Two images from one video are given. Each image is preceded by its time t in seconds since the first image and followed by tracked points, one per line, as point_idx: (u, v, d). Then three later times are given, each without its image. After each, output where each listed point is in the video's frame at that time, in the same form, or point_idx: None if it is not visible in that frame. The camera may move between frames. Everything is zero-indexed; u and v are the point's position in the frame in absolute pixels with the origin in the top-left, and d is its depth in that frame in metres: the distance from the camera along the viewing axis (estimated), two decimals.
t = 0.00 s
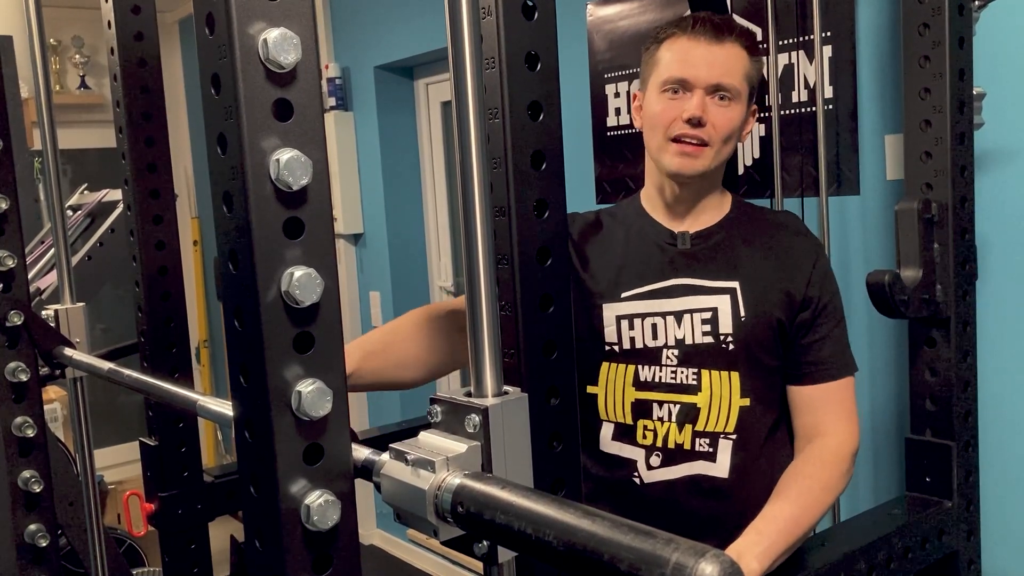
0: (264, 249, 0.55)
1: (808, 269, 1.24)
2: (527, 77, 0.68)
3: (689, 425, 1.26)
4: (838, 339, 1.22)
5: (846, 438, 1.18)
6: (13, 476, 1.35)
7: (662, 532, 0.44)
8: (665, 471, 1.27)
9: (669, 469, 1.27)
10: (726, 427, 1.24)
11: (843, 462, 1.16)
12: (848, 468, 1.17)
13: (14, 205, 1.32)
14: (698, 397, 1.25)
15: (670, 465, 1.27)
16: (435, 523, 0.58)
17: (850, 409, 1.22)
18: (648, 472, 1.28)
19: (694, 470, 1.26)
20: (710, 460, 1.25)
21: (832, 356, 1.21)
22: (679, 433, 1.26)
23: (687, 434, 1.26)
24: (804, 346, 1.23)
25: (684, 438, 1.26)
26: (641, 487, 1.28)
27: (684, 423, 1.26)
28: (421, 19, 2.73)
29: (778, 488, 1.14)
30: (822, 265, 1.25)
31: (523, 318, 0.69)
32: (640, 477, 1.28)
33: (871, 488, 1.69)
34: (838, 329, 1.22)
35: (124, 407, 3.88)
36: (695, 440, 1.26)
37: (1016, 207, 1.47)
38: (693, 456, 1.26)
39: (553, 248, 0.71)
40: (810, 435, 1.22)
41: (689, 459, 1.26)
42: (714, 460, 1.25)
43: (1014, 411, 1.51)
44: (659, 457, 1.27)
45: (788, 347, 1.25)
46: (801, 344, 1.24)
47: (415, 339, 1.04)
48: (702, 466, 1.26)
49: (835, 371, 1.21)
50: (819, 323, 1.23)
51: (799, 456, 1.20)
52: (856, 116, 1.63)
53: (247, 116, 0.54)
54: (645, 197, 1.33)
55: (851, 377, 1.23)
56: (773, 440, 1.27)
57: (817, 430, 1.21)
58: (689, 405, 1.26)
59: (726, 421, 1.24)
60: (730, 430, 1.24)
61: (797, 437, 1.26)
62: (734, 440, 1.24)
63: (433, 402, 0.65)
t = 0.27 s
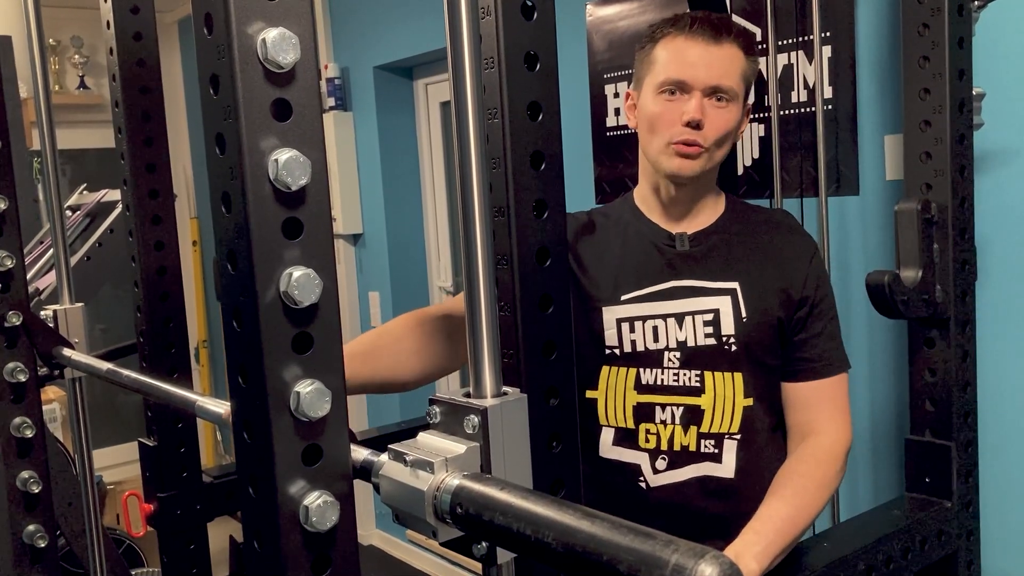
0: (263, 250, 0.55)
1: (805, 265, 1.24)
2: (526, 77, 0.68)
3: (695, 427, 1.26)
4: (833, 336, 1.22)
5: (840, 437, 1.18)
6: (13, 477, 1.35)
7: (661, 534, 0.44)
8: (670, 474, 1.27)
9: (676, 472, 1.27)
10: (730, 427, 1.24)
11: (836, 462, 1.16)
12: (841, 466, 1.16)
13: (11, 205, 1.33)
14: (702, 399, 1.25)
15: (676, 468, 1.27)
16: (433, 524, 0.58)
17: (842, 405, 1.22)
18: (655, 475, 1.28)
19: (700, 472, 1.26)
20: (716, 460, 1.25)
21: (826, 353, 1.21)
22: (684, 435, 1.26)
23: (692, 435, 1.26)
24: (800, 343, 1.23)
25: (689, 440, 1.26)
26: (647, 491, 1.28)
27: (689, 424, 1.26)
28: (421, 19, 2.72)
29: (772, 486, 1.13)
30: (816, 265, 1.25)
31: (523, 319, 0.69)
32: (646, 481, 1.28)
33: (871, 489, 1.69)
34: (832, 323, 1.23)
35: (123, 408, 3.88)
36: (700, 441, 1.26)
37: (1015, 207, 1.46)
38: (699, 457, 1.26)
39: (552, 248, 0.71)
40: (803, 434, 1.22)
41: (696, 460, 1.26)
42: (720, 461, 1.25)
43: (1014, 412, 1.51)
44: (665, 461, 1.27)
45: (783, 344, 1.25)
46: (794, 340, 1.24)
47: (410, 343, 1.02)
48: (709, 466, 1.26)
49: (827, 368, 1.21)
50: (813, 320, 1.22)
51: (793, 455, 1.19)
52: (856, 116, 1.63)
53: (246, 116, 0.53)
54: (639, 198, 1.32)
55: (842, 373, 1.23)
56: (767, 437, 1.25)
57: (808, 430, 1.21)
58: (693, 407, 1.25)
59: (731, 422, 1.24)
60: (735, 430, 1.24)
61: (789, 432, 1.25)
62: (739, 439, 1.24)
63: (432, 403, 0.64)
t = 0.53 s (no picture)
0: (261, 248, 0.55)
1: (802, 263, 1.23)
2: (526, 76, 0.68)
3: (691, 425, 1.26)
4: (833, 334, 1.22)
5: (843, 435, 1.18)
6: (11, 477, 1.34)
7: (660, 533, 0.44)
8: (666, 474, 1.27)
9: (672, 471, 1.27)
10: (727, 427, 1.24)
11: (841, 459, 1.16)
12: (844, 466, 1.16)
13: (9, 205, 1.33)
14: (699, 397, 1.25)
15: (673, 468, 1.27)
16: (432, 524, 0.58)
17: (844, 404, 1.22)
18: (652, 475, 1.27)
19: (698, 470, 1.26)
20: (712, 459, 1.25)
21: (828, 349, 1.21)
22: (681, 433, 1.26)
23: (689, 434, 1.26)
24: (799, 342, 1.23)
25: (686, 438, 1.26)
26: (643, 490, 1.28)
27: (686, 423, 1.26)
28: (420, 19, 2.72)
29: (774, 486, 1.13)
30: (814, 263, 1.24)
31: (521, 318, 0.69)
32: (644, 480, 1.28)
33: (870, 489, 1.69)
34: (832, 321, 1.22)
35: (122, 408, 3.87)
36: (697, 440, 1.26)
37: (1015, 207, 1.46)
38: (696, 456, 1.26)
39: (552, 248, 0.71)
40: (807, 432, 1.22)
41: (693, 460, 1.26)
42: (718, 460, 1.25)
43: (1013, 412, 1.51)
44: (663, 460, 1.27)
45: (783, 342, 1.25)
46: (795, 338, 1.24)
47: (410, 355, 1.02)
48: (705, 465, 1.26)
49: (829, 366, 1.21)
50: (812, 317, 1.22)
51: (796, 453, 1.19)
52: (855, 116, 1.63)
53: (244, 115, 0.53)
54: (636, 198, 1.32)
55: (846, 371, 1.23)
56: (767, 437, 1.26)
57: (813, 428, 1.21)
58: (690, 405, 1.25)
59: (728, 420, 1.24)
60: (732, 429, 1.24)
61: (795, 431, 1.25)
62: (736, 439, 1.24)
63: (430, 402, 0.64)
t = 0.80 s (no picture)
0: (260, 248, 0.55)
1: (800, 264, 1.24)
2: (524, 77, 0.68)
3: (689, 424, 1.26)
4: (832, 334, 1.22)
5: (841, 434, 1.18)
6: (10, 477, 1.35)
7: (658, 533, 0.44)
8: (664, 473, 1.27)
9: (671, 470, 1.27)
10: (725, 426, 1.24)
11: (839, 458, 1.16)
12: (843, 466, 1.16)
13: (9, 205, 1.34)
14: (697, 397, 1.25)
15: (672, 466, 1.27)
16: (431, 524, 0.58)
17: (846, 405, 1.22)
18: (649, 473, 1.28)
19: (696, 469, 1.26)
20: (711, 459, 1.25)
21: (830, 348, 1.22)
22: (679, 433, 1.26)
23: (688, 434, 1.26)
24: (798, 341, 1.23)
25: (685, 438, 1.26)
26: (641, 488, 1.28)
27: (684, 423, 1.26)
28: (419, 19, 2.72)
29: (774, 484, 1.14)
30: (813, 263, 1.24)
31: (520, 318, 0.69)
32: (641, 478, 1.28)
33: (868, 489, 1.70)
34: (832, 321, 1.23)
35: (121, 408, 3.87)
36: (695, 439, 1.26)
37: (1014, 207, 1.47)
38: (695, 455, 1.26)
39: (550, 248, 0.71)
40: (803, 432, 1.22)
41: (691, 459, 1.26)
42: (716, 458, 1.25)
43: (1011, 411, 1.51)
44: (660, 459, 1.27)
45: (781, 342, 1.25)
46: (794, 338, 1.24)
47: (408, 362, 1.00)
48: (705, 464, 1.26)
49: (829, 365, 1.22)
50: (811, 317, 1.23)
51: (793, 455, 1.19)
52: (854, 117, 1.63)
53: (243, 115, 0.53)
54: (634, 197, 1.32)
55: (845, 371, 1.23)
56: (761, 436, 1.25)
57: (810, 429, 1.21)
58: (688, 404, 1.26)
59: (726, 419, 1.24)
60: (730, 428, 1.24)
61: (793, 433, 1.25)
62: (734, 438, 1.24)
63: (428, 403, 0.65)
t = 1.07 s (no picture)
0: (258, 248, 0.55)
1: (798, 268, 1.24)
2: (522, 76, 0.68)
3: (686, 426, 1.25)
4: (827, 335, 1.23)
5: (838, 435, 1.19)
6: (7, 477, 1.34)
7: (656, 533, 0.44)
8: (661, 474, 1.26)
9: (668, 470, 1.26)
10: (722, 427, 1.24)
11: (834, 462, 1.16)
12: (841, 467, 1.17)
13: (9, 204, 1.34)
14: (695, 397, 1.24)
15: (668, 468, 1.26)
16: (428, 524, 0.58)
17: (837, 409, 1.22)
18: (646, 474, 1.27)
19: (692, 472, 1.26)
20: (707, 460, 1.25)
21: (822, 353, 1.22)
22: (676, 434, 1.25)
23: (684, 435, 1.25)
24: (796, 342, 1.24)
25: (682, 439, 1.25)
26: (637, 489, 1.28)
27: (681, 424, 1.25)
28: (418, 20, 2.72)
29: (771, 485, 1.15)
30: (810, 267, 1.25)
31: (518, 318, 0.69)
32: (637, 479, 1.27)
33: (867, 489, 1.69)
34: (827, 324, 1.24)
35: (120, 408, 3.87)
36: (692, 440, 1.25)
37: (1013, 208, 1.47)
38: (691, 457, 1.25)
39: (549, 248, 0.71)
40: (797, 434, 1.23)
41: (687, 460, 1.26)
42: (712, 461, 1.24)
43: (1010, 412, 1.51)
44: (657, 460, 1.26)
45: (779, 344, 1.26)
46: (791, 340, 1.24)
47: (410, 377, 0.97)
48: (700, 466, 1.25)
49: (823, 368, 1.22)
50: (809, 319, 1.24)
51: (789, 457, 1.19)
52: (854, 118, 1.63)
53: (241, 115, 0.53)
54: (632, 197, 1.32)
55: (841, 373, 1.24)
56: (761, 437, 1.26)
57: (805, 430, 1.21)
58: (686, 405, 1.25)
59: (723, 421, 1.24)
60: (727, 430, 1.24)
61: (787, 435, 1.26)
62: (731, 439, 1.24)
63: (427, 402, 0.65)
